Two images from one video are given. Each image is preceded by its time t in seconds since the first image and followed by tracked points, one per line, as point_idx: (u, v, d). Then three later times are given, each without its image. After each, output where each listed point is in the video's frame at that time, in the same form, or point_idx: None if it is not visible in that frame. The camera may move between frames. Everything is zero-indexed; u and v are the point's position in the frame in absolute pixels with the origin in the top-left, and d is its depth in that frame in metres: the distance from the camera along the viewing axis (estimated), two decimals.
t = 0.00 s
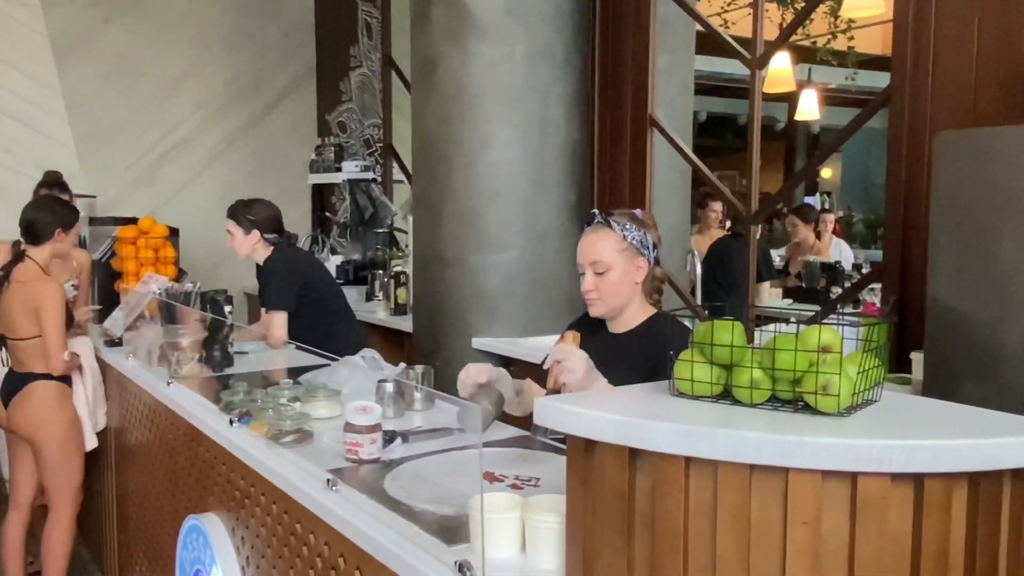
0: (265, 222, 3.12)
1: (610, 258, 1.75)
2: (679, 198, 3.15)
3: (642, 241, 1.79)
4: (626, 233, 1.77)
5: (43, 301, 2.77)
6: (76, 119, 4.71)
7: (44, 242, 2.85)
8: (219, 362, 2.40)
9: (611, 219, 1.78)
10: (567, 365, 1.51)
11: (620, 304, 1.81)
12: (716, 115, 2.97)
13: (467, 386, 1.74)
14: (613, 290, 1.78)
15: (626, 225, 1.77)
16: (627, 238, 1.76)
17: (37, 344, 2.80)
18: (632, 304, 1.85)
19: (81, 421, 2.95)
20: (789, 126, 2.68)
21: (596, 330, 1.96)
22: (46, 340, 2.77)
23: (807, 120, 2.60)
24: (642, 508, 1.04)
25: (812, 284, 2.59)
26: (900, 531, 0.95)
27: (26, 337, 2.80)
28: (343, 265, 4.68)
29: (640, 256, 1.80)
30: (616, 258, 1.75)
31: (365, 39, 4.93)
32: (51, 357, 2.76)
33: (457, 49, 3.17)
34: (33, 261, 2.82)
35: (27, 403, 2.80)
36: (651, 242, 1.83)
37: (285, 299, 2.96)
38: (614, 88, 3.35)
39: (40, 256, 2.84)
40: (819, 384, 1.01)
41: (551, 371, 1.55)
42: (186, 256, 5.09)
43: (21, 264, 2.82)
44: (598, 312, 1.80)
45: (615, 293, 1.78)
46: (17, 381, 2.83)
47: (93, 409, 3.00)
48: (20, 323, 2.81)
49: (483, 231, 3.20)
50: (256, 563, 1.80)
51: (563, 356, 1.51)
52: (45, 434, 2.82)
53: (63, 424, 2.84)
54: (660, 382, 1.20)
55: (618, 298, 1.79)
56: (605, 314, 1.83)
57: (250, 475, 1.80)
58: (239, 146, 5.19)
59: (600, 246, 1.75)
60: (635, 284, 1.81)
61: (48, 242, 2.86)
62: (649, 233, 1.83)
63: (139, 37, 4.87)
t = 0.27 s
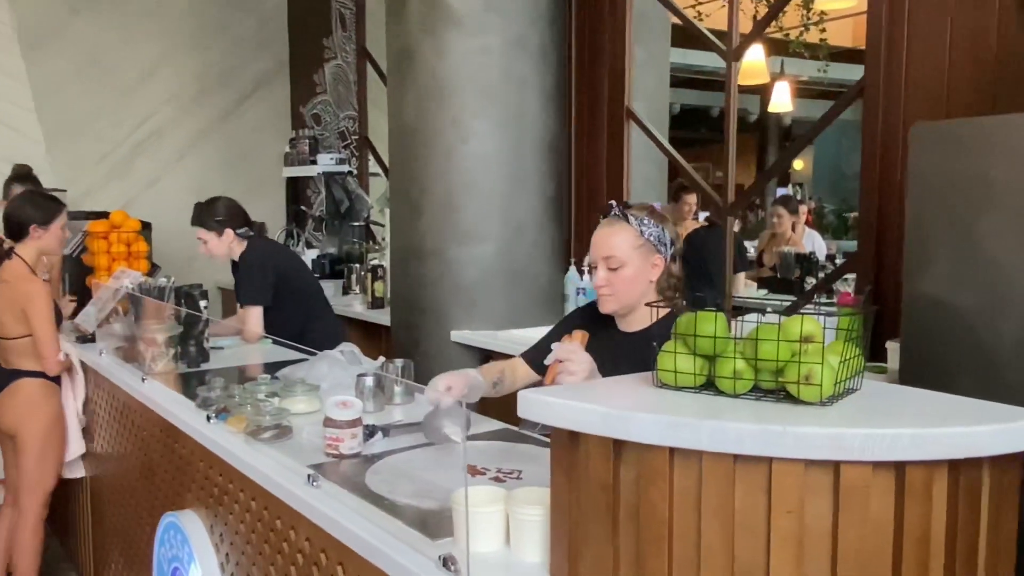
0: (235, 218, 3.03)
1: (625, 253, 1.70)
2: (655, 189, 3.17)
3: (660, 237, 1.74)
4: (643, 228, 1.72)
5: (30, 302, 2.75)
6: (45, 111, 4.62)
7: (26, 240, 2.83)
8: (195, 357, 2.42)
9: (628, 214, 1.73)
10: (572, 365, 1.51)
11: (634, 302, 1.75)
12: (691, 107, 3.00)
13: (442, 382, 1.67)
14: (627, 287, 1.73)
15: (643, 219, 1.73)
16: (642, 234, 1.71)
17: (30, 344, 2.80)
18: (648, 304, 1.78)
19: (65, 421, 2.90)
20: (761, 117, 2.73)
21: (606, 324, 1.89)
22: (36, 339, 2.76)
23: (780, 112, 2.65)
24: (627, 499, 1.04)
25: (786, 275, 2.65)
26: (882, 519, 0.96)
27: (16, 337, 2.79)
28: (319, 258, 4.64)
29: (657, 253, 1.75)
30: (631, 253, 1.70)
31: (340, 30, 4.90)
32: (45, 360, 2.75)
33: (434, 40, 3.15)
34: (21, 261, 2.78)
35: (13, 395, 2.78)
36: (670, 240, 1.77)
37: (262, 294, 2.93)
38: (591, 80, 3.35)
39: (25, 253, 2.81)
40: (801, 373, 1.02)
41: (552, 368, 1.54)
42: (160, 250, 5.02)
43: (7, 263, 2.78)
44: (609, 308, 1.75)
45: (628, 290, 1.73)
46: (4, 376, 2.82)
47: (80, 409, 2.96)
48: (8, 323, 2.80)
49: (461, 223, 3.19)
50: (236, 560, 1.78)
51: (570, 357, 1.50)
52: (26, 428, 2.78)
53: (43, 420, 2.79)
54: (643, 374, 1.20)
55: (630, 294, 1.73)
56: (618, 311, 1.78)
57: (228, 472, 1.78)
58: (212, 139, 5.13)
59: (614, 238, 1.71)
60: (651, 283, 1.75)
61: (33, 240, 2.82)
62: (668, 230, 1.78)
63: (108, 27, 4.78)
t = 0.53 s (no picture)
0: (214, 217, 2.95)
1: (641, 246, 1.64)
2: (642, 177, 3.17)
3: (679, 231, 1.67)
4: (662, 221, 1.66)
5: (33, 298, 2.73)
6: (24, 100, 4.55)
7: (19, 234, 2.85)
8: (181, 348, 2.42)
9: (647, 206, 1.68)
10: (568, 351, 1.51)
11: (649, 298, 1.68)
12: (675, 96, 3.02)
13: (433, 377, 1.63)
14: (642, 283, 1.66)
15: (662, 212, 1.67)
16: (661, 226, 1.65)
17: (32, 340, 2.77)
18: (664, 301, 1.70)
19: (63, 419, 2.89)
20: (744, 106, 2.76)
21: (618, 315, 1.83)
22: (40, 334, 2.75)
23: (763, 100, 2.68)
24: (622, 485, 1.04)
25: (772, 262, 2.66)
26: (876, 501, 0.97)
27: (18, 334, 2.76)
28: (305, 248, 4.62)
29: (675, 248, 1.68)
30: (648, 247, 1.64)
31: (323, 18, 4.85)
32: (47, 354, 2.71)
33: (420, 27, 3.13)
34: (16, 254, 2.80)
35: (12, 391, 2.74)
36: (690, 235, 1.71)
37: (252, 282, 2.90)
38: (577, 68, 3.34)
39: (20, 248, 2.85)
40: (796, 358, 1.02)
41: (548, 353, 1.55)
42: (143, 241, 4.97)
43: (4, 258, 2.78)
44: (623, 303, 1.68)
45: (643, 285, 1.66)
46: (2, 373, 2.78)
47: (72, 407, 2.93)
48: (9, 319, 2.78)
49: (448, 212, 3.17)
50: (226, 552, 1.77)
51: (567, 342, 1.51)
52: (23, 424, 2.74)
53: (39, 413, 2.75)
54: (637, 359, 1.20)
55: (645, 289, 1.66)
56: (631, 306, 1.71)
57: (217, 463, 1.77)
58: (195, 128, 5.07)
59: (631, 229, 1.64)
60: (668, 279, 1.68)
61: (30, 234, 2.85)
62: (688, 225, 1.72)
63: (88, 14, 4.71)
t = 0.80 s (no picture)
0: (207, 202, 2.92)
1: (658, 228, 1.62)
2: (639, 156, 3.15)
3: (696, 213, 1.65)
4: (678, 202, 1.64)
5: (37, 284, 2.70)
6: (14, 81, 4.50)
7: (16, 220, 2.83)
8: (177, 331, 2.43)
9: (665, 187, 1.65)
10: (568, 328, 1.50)
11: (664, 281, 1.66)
12: (669, 75, 3.02)
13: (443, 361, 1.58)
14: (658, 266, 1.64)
15: (679, 193, 1.64)
16: (678, 209, 1.63)
17: (37, 325, 2.75)
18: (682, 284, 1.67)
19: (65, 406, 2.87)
20: (740, 84, 2.79)
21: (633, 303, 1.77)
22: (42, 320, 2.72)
23: (759, 78, 2.69)
24: (627, 465, 1.03)
25: (768, 241, 2.65)
26: (882, 479, 0.96)
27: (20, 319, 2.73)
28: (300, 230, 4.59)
29: (692, 230, 1.66)
30: (665, 229, 1.62)
31: None
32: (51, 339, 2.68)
33: (415, 5, 3.09)
34: (16, 240, 2.73)
35: (13, 376, 2.72)
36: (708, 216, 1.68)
37: (246, 267, 2.89)
38: (573, 46, 3.32)
39: (18, 233, 2.82)
40: (802, 336, 1.01)
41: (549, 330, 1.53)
42: (136, 224, 4.94)
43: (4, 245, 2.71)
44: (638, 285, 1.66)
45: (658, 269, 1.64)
46: (4, 359, 2.75)
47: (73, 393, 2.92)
48: (12, 304, 2.75)
49: (444, 192, 3.15)
50: (226, 534, 1.77)
51: (567, 319, 1.50)
52: (27, 409, 2.73)
53: (43, 398, 2.75)
54: (640, 339, 1.20)
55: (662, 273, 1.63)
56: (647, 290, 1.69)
57: (216, 445, 1.76)
58: (187, 109, 5.03)
59: (648, 211, 1.62)
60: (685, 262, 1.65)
61: (27, 218, 2.83)
62: (706, 207, 1.69)
63: None
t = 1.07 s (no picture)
0: (201, 194, 2.89)
1: (670, 218, 1.67)
2: (640, 142, 3.12)
3: (709, 203, 1.70)
4: (691, 192, 1.68)
5: (31, 275, 2.67)
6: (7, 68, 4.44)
7: (9, 211, 2.80)
8: (173, 321, 2.39)
9: (677, 176, 1.70)
10: (567, 321, 1.48)
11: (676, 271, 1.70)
12: (670, 58, 2.98)
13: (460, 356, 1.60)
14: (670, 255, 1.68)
15: (692, 182, 1.69)
16: (689, 199, 1.68)
17: (29, 315, 2.72)
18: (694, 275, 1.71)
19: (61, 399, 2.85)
20: (739, 69, 2.76)
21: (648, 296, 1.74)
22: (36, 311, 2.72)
23: (761, 61, 2.67)
24: (631, 461, 1.01)
25: (768, 227, 2.62)
26: (892, 476, 0.94)
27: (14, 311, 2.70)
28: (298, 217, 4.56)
29: (705, 220, 1.70)
30: (677, 219, 1.67)
31: None
32: (41, 329, 2.67)
33: None
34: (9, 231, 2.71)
35: (10, 369, 2.69)
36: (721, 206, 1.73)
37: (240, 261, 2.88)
38: (573, 30, 3.28)
39: (10, 224, 2.80)
40: (810, 330, 0.98)
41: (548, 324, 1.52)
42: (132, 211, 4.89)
43: None
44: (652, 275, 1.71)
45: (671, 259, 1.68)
46: None
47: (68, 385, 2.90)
48: (7, 294, 2.70)
49: (443, 179, 3.12)
50: (223, 528, 1.75)
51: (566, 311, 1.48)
52: (26, 402, 2.70)
53: (41, 391, 2.73)
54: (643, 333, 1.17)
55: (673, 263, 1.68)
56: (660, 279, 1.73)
57: (212, 438, 1.73)
58: (183, 95, 4.97)
59: (660, 202, 1.67)
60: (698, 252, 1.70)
61: (20, 210, 2.80)
62: (719, 196, 1.74)
63: None
